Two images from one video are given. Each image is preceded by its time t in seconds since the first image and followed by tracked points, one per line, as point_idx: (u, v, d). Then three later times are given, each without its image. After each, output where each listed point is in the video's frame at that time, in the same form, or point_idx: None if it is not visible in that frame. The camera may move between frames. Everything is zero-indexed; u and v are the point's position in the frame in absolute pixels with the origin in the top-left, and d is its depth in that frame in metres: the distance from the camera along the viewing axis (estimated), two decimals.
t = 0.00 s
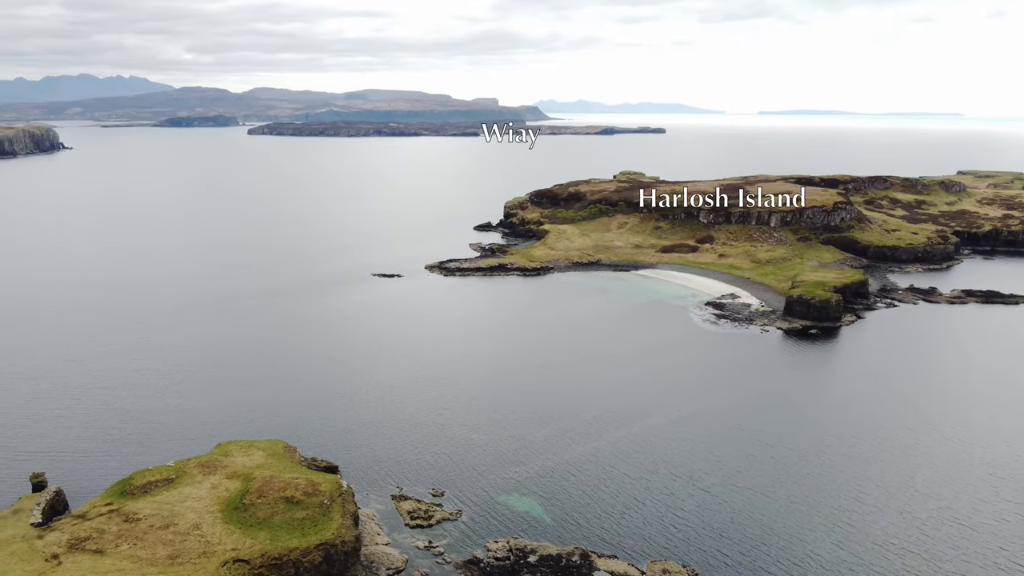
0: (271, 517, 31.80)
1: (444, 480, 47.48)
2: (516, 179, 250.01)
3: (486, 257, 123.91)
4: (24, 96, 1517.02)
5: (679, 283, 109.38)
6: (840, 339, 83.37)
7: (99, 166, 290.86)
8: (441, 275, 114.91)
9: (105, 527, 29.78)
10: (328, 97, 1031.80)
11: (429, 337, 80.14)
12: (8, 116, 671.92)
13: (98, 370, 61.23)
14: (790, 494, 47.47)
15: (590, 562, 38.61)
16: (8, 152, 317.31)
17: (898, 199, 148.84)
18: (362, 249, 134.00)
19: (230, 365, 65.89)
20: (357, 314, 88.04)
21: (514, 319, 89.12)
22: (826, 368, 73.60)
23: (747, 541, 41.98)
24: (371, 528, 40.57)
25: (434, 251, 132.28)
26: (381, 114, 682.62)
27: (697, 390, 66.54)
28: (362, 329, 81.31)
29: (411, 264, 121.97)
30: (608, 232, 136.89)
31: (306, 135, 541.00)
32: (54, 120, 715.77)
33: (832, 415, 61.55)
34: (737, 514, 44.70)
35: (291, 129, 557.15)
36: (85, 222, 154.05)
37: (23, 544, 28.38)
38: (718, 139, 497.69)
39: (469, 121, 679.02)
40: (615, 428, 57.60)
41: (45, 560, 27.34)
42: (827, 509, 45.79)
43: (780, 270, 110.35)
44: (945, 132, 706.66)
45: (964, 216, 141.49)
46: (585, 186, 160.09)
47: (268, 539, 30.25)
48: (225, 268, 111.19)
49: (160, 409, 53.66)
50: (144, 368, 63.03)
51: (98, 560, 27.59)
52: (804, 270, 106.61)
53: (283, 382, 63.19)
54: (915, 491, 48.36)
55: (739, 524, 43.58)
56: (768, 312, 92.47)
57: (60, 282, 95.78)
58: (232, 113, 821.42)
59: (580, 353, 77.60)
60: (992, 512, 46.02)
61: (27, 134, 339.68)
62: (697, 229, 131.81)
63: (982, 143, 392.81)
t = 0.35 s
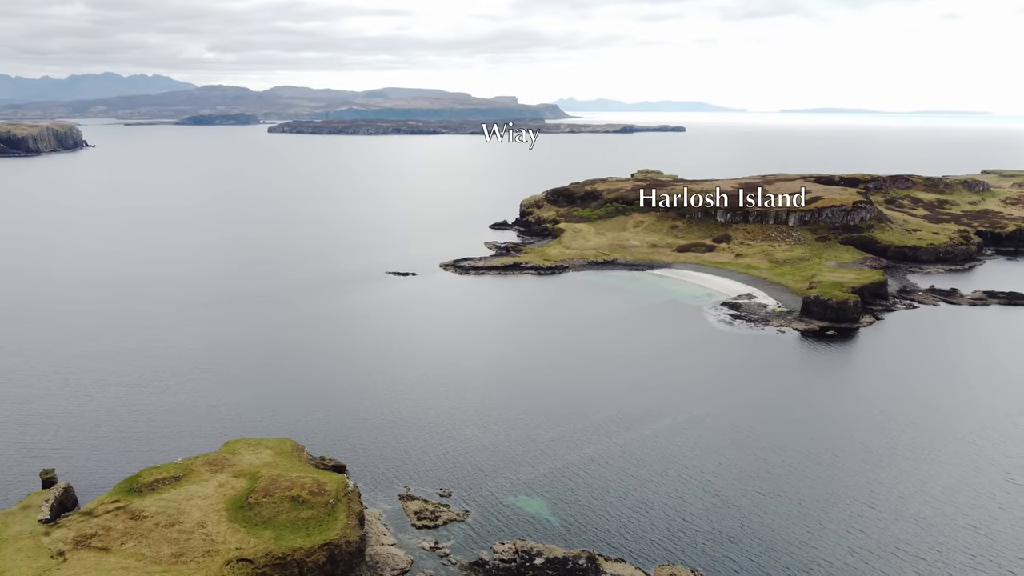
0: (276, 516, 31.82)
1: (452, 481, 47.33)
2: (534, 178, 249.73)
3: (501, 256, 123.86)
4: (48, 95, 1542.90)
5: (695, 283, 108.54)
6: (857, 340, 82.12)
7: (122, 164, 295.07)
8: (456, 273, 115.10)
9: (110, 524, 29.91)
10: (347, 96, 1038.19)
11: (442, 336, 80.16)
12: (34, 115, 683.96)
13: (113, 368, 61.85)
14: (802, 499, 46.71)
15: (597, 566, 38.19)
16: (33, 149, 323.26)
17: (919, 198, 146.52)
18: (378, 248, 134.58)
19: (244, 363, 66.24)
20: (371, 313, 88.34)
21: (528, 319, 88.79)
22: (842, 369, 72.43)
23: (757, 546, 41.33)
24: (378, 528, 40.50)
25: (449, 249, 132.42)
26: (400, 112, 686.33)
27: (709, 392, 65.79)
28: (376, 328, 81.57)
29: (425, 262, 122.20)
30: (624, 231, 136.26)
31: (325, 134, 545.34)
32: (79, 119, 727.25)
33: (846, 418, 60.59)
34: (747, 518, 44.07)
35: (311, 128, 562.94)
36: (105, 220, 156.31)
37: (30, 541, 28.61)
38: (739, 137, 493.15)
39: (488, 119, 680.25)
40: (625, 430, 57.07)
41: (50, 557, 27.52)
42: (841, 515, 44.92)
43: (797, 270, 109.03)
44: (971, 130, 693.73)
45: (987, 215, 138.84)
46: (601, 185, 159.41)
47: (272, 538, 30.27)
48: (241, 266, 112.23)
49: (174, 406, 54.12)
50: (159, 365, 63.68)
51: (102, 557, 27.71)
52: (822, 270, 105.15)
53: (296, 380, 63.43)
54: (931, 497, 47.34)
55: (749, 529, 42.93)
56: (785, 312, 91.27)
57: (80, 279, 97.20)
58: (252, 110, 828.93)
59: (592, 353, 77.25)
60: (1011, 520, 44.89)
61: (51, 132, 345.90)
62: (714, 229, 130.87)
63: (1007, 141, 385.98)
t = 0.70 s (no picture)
0: (283, 515, 31.84)
1: (461, 482, 47.14)
2: (553, 177, 248.81)
3: (518, 255, 123.62)
4: (75, 95, 1569.62)
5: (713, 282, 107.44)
6: (879, 342, 80.65)
7: (146, 162, 299.26)
8: (473, 272, 115.13)
9: (119, 521, 30.11)
10: (367, 94, 1043.52)
11: (457, 336, 80.06)
12: (62, 114, 697.49)
13: (131, 365, 62.61)
14: (816, 504, 45.89)
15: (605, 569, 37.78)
16: (60, 147, 328.97)
17: (945, 198, 143.72)
18: (395, 246, 135.04)
19: (259, 362, 66.70)
20: (387, 312, 88.54)
21: (543, 319, 88.49)
22: (861, 372, 71.13)
23: (768, 552, 40.64)
24: (385, 528, 40.35)
25: (465, 249, 132.49)
26: (421, 111, 688.76)
27: (724, 394, 64.92)
28: (392, 328, 81.72)
29: (442, 261, 122.30)
30: (643, 230, 135.31)
31: (345, 132, 548.80)
32: (105, 118, 739.85)
33: (865, 421, 59.44)
34: (759, 524, 43.36)
35: (333, 127, 566.74)
36: (129, 218, 158.71)
37: (38, 536, 28.86)
38: (763, 135, 487.09)
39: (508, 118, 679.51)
40: (637, 432, 56.49)
41: (57, 553, 27.70)
42: (855, 521, 44.05)
43: (818, 270, 107.47)
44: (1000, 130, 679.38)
45: (1015, 216, 135.68)
46: (620, 183, 158.45)
47: (278, 537, 30.30)
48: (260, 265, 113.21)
49: (189, 404, 54.59)
50: (176, 363, 64.33)
51: (109, 554, 27.87)
52: (843, 271, 103.55)
53: (310, 379, 63.65)
54: (951, 505, 46.20)
55: (761, 535, 42.23)
56: (804, 313, 89.91)
57: (102, 277, 98.74)
58: (275, 108, 837.19)
59: (607, 354, 76.66)
60: None
61: (77, 130, 351.68)
62: (734, 228, 129.54)
63: None
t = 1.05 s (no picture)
0: (289, 515, 31.84)
1: (471, 482, 46.97)
2: (574, 176, 247.70)
3: (535, 254, 123.21)
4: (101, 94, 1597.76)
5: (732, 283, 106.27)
6: (900, 345, 79.04)
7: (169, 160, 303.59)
8: (489, 271, 114.99)
9: (127, 519, 30.28)
10: (387, 93, 1048.27)
11: (473, 336, 80.01)
12: (90, 112, 710.34)
13: (148, 362, 63.36)
14: (831, 511, 45.04)
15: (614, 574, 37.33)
16: (88, 145, 334.27)
17: (973, 199, 140.54)
18: (413, 245, 135.32)
19: (275, 360, 67.11)
20: (403, 311, 88.61)
21: (559, 319, 88.10)
22: (881, 375, 69.72)
23: (781, 559, 39.89)
24: (394, 529, 40.24)
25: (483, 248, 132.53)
26: (442, 110, 689.82)
27: (739, 397, 64.04)
28: (408, 327, 81.85)
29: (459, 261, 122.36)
30: (662, 230, 134.26)
31: (366, 130, 552.08)
32: (132, 116, 751.75)
33: (885, 426, 58.20)
34: (773, 530, 42.61)
35: (355, 125, 571.30)
36: (153, 215, 161.12)
37: (48, 532, 29.13)
38: (787, 135, 480.00)
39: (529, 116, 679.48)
40: (649, 434, 55.87)
41: (65, 550, 27.92)
42: (873, 529, 43.13)
43: (839, 271, 105.76)
44: None
45: None
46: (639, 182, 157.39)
47: (285, 536, 30.29)
48: (279, 263, 114.13)
49: (204, 402, 55.08)
50: (193, 360, 64.97)
51: (116, 552, 28.04)
52: (865, 272, 101.77)
53: (325, 378, 63.87)
54: (972, 514, 45.02)
55: (774, 541, 41.50)
56: (824, 315, 88.45)
57: (124, 275, 100.15)
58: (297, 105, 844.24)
59: (621, 354, 76.16)
60: None
61: (104, 128, 357.90)
62: (754, 228, 128.00)
63: None
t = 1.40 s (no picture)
0: (297, 514, 31.88)
1: (481, 483, 46.80)
2: (594, 175, 246.59)
3: (552, 253, 122.74)
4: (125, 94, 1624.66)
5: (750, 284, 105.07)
6: (922, 347, 77.54)
7: (192, 158, 308.03)
8: (506, 270, 114.87)
9: (135, 517, 30.45)
10: (406, 91, 1052.41)
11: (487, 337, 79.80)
12: (116, 111, 722.33)
13: (163, 360, 64.03)
14: (845, 517, 44.22)
15: None
16: (113, 143, 340.06)
17: (1000, 199, 137.31)
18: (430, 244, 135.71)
19: (289, 359, 67.51)
20: (418, 311, 88.80)
21: (573, 319, 87.66)
22: (899, 378, 68.40)
23: (793, 566, 39.21)
24: (402, 530, 40.07)
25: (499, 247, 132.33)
26: (463, 108, 694.16)
27: (753, 400, 63.15)
28: (422, 327, 82.02)
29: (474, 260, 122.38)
30: (681, 230, 133.13)
31: (385, 129, 555.13)
32: (155, 115, 762.57)
33: (903, 430, 57.12)
34: (785, 536, 41.89)
35: (376, 123, 575.22)
36: (175, 214, 163.50)
37: (58, 528, 29.40)
38: (809, 134, 473.89)
39: (549, 115, 678.54)
40: (661, 437, 55.34)
41: (74, 546, 28.14)
42: (888, 537, 42.22)
43: (860, 272, 104.10)
44: None
45: None
46: (659, 181, 156.24)
47: (291, 536, 30.32)
48: (297, 262, 115.06)
49: (217, 401, 55.47)
50: (209, 358, 65.64)
51: (124, 549, 28.20)
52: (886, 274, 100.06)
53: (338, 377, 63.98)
54: (992, 523, 43.83)
55: (785, 548, 40.82)
56: (844, 317, 87.05)
57: (145, 272, 101.60)
58: (319, 104, 851.35)
59: (636, 355, 75.57)
60: None
61: (129, 126, 364.06)
62: (775, 228, 126.44)
63: None
